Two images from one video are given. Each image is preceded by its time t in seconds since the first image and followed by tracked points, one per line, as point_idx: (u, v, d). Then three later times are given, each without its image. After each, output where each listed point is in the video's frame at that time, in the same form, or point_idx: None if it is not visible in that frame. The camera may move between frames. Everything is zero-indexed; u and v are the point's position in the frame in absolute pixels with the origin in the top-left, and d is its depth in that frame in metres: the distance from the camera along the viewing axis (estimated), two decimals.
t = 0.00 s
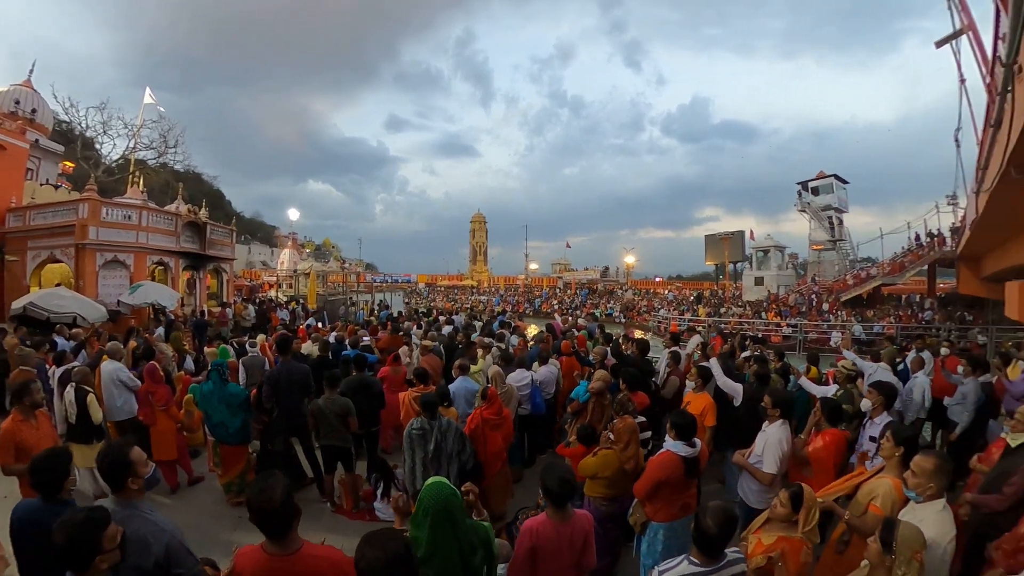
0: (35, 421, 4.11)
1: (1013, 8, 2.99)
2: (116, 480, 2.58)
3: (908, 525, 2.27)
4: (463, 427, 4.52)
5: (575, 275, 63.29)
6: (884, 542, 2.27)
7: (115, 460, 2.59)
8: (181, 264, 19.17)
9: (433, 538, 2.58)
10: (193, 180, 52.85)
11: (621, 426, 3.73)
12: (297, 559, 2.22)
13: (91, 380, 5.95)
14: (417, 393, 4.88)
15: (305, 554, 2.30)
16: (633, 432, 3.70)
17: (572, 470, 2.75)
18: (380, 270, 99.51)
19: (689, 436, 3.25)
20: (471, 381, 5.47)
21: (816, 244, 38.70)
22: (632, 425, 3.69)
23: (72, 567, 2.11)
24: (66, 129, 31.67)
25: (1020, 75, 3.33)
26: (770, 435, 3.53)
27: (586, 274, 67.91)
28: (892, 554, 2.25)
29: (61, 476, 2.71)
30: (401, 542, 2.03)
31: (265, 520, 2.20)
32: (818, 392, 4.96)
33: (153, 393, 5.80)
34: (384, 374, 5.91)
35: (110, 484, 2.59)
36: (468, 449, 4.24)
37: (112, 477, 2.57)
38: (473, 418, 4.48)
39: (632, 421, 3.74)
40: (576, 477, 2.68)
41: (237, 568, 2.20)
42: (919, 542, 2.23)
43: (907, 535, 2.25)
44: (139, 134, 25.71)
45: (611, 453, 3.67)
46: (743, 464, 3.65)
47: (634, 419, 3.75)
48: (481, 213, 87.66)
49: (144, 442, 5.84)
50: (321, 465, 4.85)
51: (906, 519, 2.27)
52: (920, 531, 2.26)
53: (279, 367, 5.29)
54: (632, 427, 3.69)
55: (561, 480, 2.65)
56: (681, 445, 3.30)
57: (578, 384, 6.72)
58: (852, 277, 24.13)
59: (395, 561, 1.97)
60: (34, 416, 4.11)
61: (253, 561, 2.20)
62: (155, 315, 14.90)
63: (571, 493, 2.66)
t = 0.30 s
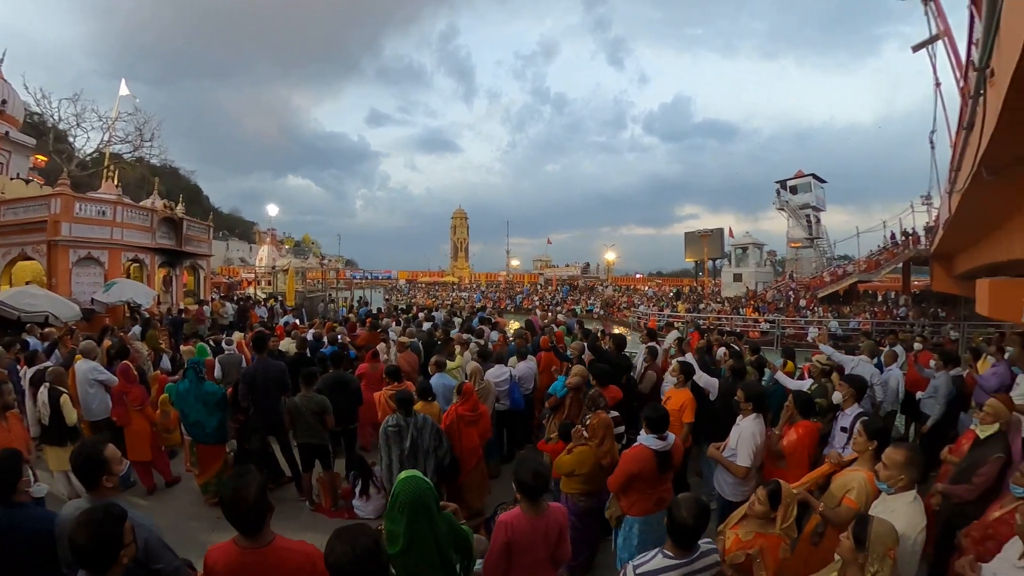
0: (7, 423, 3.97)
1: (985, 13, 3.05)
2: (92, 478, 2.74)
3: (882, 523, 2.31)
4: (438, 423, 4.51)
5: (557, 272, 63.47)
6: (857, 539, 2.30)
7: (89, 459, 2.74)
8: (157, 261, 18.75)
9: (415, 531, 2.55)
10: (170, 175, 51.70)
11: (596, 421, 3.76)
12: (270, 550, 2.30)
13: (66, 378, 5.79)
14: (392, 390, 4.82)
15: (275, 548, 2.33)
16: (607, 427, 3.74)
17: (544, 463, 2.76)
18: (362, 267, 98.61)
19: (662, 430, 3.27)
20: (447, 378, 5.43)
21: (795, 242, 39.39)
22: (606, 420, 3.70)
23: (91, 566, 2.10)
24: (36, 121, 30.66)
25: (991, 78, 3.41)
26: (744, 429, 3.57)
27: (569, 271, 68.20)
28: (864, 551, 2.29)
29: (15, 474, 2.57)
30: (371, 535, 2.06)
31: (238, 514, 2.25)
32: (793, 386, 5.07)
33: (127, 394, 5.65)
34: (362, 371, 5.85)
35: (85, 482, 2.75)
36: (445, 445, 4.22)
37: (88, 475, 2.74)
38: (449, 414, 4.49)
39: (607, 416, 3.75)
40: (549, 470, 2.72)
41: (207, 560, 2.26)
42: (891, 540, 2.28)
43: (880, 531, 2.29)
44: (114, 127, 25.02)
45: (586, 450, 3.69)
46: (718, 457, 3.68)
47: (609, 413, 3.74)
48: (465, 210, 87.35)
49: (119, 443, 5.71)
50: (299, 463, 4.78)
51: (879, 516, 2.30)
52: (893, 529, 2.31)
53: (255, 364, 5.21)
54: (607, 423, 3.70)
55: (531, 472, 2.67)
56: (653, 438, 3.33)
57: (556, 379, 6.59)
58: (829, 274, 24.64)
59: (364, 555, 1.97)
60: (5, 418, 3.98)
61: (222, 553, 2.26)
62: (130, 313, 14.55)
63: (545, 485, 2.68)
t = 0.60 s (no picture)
0: None
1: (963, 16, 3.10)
2: (66, 478, 2.68)
3: (862, 526, 2.29)
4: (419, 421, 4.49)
5: (543, 271, 63.59)
6: (837, 541, 2.28)
7: (63, 458, 2.69)
8: (136, 259, 18.37)
9: (400, 528, 2.53)
10: (149, 171, 50.71)
11: (574, 419, 3.78)
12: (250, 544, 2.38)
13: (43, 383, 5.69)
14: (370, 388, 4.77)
15: (255, 542, 2.40)
16: (586, 426, 3.76)
17: (521, 459, 2.77)
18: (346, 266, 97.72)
19: (637, 424, 3.36)
20: (428, 377, 5.39)
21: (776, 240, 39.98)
22: (584, 418, 3.73)
23: (99, 565, 2.15)
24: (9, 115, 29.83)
25: (968, 80, 3.48)
26: (723, 424, 3.62)
27: (555, 269, 68.40)
28: (843, 554, 2.27)
29: None
30: (347, 532, 2.10)
31: (223, 509, 2.33)
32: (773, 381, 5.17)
33: (104, 394, 5.53)
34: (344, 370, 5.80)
35: (60, 481, 2.69)
36: (426, 443, 4.20)
37: (62, 475, 2.67)
38: (429, 412, 4.46)
39: (586, 414, 3.78)
40: (525, 465, 2.71)
41: (189, 552, 2.34)
42: (871, 542, 2.27)
43: (859, 534, 2.28)
44: (91, 121, 24.40)
45: (565, 449, 3.70)
46: (698, 452, 3.73)
47: (587, 412, 3.77)
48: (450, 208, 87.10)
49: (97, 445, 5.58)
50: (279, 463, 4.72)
51: (859, 519, 2.29)
52: (874, 532, 2.30)
53: (233, 363, 5.13)
54: (585, 421, 3.73)
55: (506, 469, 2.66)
56: (628, 433, 3.42)
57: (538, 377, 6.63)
58: (809, 273, 25.05)
59: (338, 552, 2.01)
60: None
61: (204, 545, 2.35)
62: (109, 313, 14.23)
63: (521, 481, 2.68)
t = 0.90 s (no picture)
0: None
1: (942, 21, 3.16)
2: (45, 482, 2.62)
3: (840, 532, 2.21)
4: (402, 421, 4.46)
5: (530, 271, 63.71)
6: (815, 549, 2.22)
7: (43, 461, 2.62)
8: (117, 260, 18.03)
9: (382, 528, 2.52)
10: (131, 171, 49.86)
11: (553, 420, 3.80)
12: (233, 546, 2.36)
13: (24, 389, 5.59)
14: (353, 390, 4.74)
15: (240, 542, 2.39)
16: (565, 426, 3.79)
17: (502, 458, 2.80)
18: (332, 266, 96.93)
19: (613, 422, 3.40)
20: (411, 378, 5.37)
21: (760, 241, 40.45)
22: (563, 419, 3.75)
23: (89, 567, 2.12)
24: None
25: (947, 83, 3.54)
26: (706, 422, 3.65)
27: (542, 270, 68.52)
28: (821, 562, 2.20)
29: None
30: (329, 531, 2.09)
31: (207, 510, 2.30)
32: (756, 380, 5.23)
33: (85, 398, 5.42)
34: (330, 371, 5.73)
35: (39, 485, 2.62)
36: (408, 444, 4.19)
37: (41, 479, 2.61)
38: (414, 412, 4.44)
39: (566, 416, 3.80)
40: (506, 462, 2.72)
41: (172, 551, 2.32)
42: (850, 549, 2.19)
43: (839, 540, 2.21)
44: (71, 120, 23.93)
45: (546, 450, 3.70)
46: (682, 451, 3.75)
47: (566, 414, 3.80)
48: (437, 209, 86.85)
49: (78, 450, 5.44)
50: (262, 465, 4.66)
51: (838, 527, 2.21)
52: (853, 538, 2.23)
53: (215, 365, 5.06)
54: (565, 421, 3.76)
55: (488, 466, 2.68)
56: (604, 430, 3.47)
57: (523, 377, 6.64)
58: (792, 272, 25.38)
59: (318, 551, 2.00)
60: None
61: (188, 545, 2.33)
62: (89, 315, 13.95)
63: (502, 479, 2.69)
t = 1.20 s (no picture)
0: None
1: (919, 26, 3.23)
2: (26, 484, 2.63)
3: (813, 541, 2.01)
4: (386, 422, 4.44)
5: (518, 271, 63.69)
6: (788, 558, 2.02)
7: (24, 464, 2.65)
8: (98, 260, 17.70)
9: (367, 527, 2.51)
10: (113, 169, 48.96)
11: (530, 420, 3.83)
12: (217, 545, 2.33)
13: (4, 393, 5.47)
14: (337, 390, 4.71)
15: (224, 542, 2.36)
16: (542, 425, 3.82)
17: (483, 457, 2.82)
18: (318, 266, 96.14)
19: (588, 420, 3.43)
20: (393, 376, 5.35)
21: (745, 241, 40.93)
22: (541, 418, 3.78)
23: (70, 568, 2.09)
24: None
25: (925, 87, 3.62)
26: (687, 421, 3.69)
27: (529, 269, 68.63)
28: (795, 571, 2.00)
29: None
30: (311, 530, 2.07)
31: (189, 509, 2.28)
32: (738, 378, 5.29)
33: (67, 401, 5.30)
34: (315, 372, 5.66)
35: (20, 488, 2.64)
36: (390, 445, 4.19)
37: (21, 482, 2.62)
38: (398, 412, 4.42)
39: (542, 416, 3.83)
40: (487, 460, 2.75)
41: (156, 552, 2.29)
42: (822, 560, 1.98)
43: (813, 549, 2.00)
44: (51, 117, 23.45)
45: (523, 450, 3.71)
46: (662, 449, 3.77)
47: (543, 412, 3.83)
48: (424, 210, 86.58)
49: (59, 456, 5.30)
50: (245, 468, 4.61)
51: (811, 534, 2.01)
52: (828, 545, 2.02)
53: (197, 367, 5.00)
54: (542, 421, 3.79)
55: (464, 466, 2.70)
56: (578, 429, 3.47)
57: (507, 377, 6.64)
58: (776, 272, 25.73)
59: (301, 549, 1.99)
60: None
61: (172, 546, 2.30)
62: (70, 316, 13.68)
63: (482, 478, 2.70)
